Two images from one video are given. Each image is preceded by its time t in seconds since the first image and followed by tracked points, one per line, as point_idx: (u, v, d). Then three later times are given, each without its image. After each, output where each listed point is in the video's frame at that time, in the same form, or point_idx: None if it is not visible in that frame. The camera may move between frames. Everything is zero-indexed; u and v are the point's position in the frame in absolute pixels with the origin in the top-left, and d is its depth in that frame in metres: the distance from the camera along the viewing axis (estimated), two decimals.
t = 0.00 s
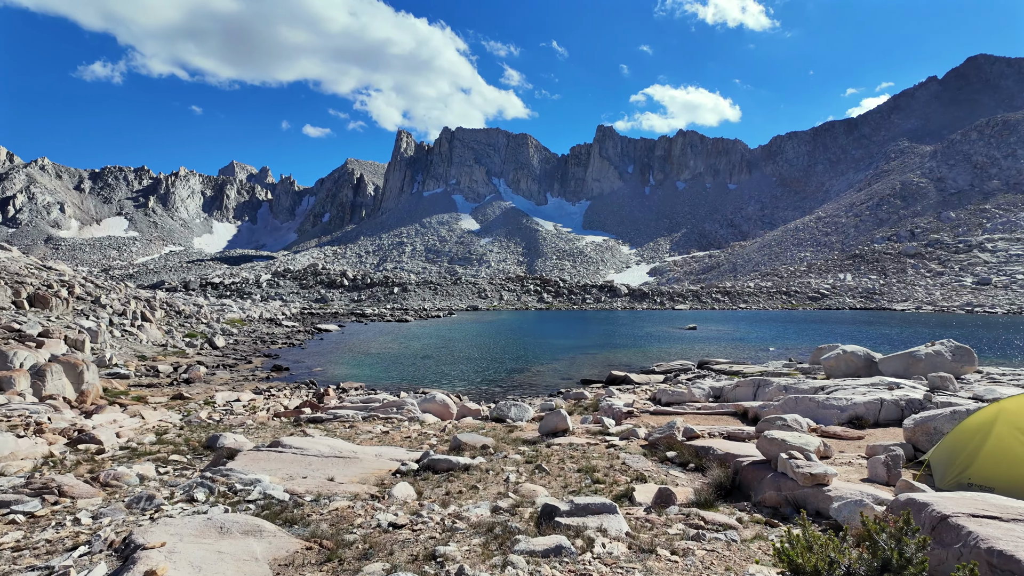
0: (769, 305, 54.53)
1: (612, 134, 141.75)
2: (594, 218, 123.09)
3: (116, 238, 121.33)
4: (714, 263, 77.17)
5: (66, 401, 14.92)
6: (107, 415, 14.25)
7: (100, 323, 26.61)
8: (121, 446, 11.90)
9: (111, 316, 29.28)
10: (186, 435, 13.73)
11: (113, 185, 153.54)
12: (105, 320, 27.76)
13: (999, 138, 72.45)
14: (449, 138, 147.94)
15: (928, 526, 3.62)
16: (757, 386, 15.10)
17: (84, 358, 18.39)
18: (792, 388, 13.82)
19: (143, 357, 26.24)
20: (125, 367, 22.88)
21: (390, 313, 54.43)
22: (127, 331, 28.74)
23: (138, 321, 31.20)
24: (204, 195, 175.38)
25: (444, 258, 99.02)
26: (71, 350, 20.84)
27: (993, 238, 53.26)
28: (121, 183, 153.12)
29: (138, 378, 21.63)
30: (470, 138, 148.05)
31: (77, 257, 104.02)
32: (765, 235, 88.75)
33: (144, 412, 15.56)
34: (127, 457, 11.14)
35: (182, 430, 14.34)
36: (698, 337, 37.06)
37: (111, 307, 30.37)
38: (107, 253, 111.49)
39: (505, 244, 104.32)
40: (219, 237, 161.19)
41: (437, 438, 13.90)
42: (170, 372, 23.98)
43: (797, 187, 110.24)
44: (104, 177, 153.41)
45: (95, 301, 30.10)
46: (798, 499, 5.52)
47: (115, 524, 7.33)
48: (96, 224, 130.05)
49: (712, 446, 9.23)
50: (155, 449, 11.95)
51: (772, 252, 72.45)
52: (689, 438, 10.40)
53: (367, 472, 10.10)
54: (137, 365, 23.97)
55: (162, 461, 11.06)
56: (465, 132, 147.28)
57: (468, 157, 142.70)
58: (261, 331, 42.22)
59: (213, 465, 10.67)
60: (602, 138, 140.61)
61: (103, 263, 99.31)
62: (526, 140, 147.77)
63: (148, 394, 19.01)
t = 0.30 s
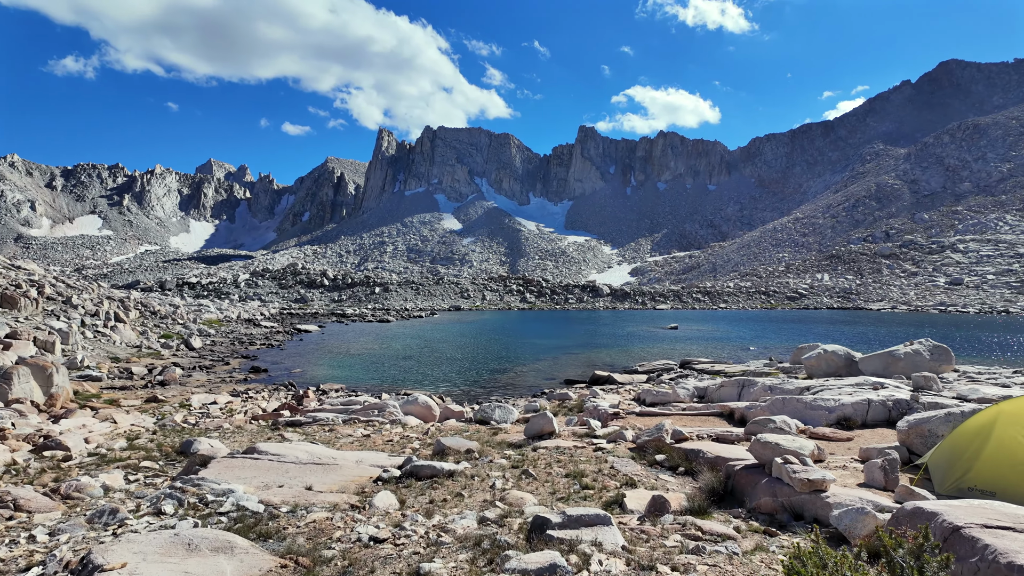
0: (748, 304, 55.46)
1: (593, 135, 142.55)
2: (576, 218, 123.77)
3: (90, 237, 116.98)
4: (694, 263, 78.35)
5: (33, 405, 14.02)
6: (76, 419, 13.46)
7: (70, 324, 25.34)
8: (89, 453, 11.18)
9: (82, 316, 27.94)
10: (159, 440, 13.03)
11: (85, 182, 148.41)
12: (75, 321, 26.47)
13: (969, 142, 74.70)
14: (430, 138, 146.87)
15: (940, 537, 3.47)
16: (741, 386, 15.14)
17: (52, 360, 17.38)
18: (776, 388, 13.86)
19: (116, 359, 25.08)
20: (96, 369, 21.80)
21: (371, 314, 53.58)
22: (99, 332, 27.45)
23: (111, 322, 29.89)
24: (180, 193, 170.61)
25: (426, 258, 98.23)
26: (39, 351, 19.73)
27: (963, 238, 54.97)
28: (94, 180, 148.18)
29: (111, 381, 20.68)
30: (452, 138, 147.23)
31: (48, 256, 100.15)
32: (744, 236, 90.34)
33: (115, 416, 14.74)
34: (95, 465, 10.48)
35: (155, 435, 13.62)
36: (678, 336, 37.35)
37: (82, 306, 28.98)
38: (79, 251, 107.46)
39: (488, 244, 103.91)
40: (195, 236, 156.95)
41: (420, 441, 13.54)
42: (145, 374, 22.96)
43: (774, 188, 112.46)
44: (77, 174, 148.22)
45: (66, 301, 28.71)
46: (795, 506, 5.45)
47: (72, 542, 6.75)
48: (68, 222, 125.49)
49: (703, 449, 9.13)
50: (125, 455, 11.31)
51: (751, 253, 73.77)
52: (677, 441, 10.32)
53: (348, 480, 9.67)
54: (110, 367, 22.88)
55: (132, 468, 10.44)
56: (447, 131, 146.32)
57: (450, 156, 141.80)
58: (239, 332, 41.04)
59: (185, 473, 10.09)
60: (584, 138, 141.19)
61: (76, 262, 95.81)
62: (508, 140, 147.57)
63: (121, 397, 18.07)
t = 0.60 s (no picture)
0: (730, 303, 56.07)
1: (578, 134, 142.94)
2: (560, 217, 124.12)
3: (66, 235, 113.11)
4: (677, 262, 79.20)
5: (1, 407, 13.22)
6: (46, 420, 12.76)
7: (43, 323, 24.22)
8: (57, 456, 10.54)
9: (55, 315, 26.76)
10: (134, 442, 12.39)
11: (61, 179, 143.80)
12: (49, 320, 25.35)
13: (946, 143, 76.47)
14: (415, 136, 145.65)
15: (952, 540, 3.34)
16: (729, 384, 15.13)
17: (21, 359, 16.50)
18: (764, 386, 13.87)
19: (91, 359, 24.05)
20: (69, 369, 20.82)
21: (355, 313, 52.63)
22: (74, 331, 26.33)
23: (85, 320, 28.70)
24: (160, 190, 166.31)
25: (410, 257, 97.26)
26: (9, 350, 18.76)
27: (941, 239, 56.31)
28: (70, 176, 143.53)
29: (86, 381, 19.80)
30: (436, 135, 146.16)
31: (21, 253, 96.60)
32: (726, 235, 91.61)
33: (89, 417, 14.02)
34: (64, 469, 9.90)
35: (130, 436, 12.98)
36: (661, 335, 37.45)
37: (55, 305, 27.76)
38: (55, 248, 103.78)
39: (472, 243, 103.29)
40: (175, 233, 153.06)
41: (404, 442, 13.15)
42: (122, 374, 22.03)
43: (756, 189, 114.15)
44: (51, 169, 143.15)
45: (39, 300, 27.52)
46: (797, 507, 5.37)
47: (30, 553, 6.24)
48: (43, 219, 121.08)
49: (696, 448, 9.04)
50: (96, 458, 10.71)
51: (733, 252, 74.78)
52: (669, 439, 10.23)
53: (330, 483, 9.26)
54: (84, 367, 21.92)
55: (103, 472, 9.85)
56: (431, 129, 145.15)
57: (434, 154, 140.71)
58: (219, 331, 39.86)
59: (158, 476, 9.55)
60: (568, 137, 141.40)
61: (50, 260, 92.46)
62: (493, 139, 147.11)
63: (95, 397, 17.26)
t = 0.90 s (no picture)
0: (694, 301, 57.50)
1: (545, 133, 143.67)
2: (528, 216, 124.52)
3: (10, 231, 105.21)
4: (642, 261, 80.81)
5: None
6: None
7: None
8: None
9: None
10: (85, 448, 11.38)
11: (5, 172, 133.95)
12: None
13: (899, 148, 80.48)
14: (381, 132, 142.97)
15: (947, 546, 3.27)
16: (698, 381, 15.27)
17: None
18: (732, 384, 14.10)
19: (37, 361, 22.22)
20: (12, 372, 19.12)
21: (319, 312, 50.98)
22: (19, 332, 24.32)
23: (29, 320, 26.53)
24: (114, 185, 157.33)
25: (377, 255, 95.37)
26: None
27: (893, 239, 59.35)
28: (16, 170, 134.20)
29: (32, 384, 18.23)
30: (403, 132, 143.91)
31: None
32: (689, 235, 94.17)
33: (32, 424, 12.84)
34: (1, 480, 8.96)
35: (79, 442, 11.94)
36: (627, 333, 37.93)
37: None
38: None
39: (439, 241, 102.07)
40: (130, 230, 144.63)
41: (371, 445, 12.59)
42: (72, 376, 20.46)
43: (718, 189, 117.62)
44: None
45: None
46: (778, 509, 5.34)
47: None
48: None
49: (669, 448, 9.04)
50: (39, 468, 9.76)
51: (696, 251, 76.86)
52: (643, 438, 10.19)
53: (295, 491, 8.71)
54: (28, 370, 20.21)
55: (45, 483, 8.96)
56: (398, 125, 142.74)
57: (401, 151, 138.41)
58: (177, 331, 37.75)
59: (106, 487, 8.73)
60: (536, 137, 141.80)
61: None
62: (460, 137, 146.01)
63: (41, 402, 15.87)
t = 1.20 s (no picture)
0: (664, 299, 58.58)
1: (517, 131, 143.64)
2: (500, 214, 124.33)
3: None
4: (613, 260, 81.91)
5: None
6: None
7: None
8: None
9: None
10: (34, 454, 10.50)
11: None
12: None
13: (860, 149, 83.96)
14: (350, 128, 140.07)
15: (948, 546, 3.19)
16: (672, 378, 15.36)
17: None
18: (704, 381, 14.23)
19: None
20: None
21: (287, 311, 49.43)
22: None
23: None
24: (70, 180, 148.84)
25: (347, 254, 93.39)
26: None
27: (855, 238, 61.83)
28: None
29: None
30: (373, 128, 141.33)
31: None
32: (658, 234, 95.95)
33: None
34: None
35: (28, 448, 11.03)
36: (598, 331, 38.21)
37: None
38: None
39: (411, 239, 100.70)
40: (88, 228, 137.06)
41: (341, 448, 12.06)
42: (20, 379, 19.03)
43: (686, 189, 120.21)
44: None
45: None
46: (764, 510, 5.28)
47: None
48: None
49: (647, 446, 8.98)
50: None
51: (666, 249, 78.37)
52: (620, 437, 10.11)
53: (261, 498, 8.19)
54: None
55: None
56: (368, 122, 140.11)
57: (371, 147, 136.01)
58: (138, 330, 35.77)
59: (56, 496, 8.00)
60: (508, 135, 141.49)
61: None
62: (432, 134, 144.39)
63: None
